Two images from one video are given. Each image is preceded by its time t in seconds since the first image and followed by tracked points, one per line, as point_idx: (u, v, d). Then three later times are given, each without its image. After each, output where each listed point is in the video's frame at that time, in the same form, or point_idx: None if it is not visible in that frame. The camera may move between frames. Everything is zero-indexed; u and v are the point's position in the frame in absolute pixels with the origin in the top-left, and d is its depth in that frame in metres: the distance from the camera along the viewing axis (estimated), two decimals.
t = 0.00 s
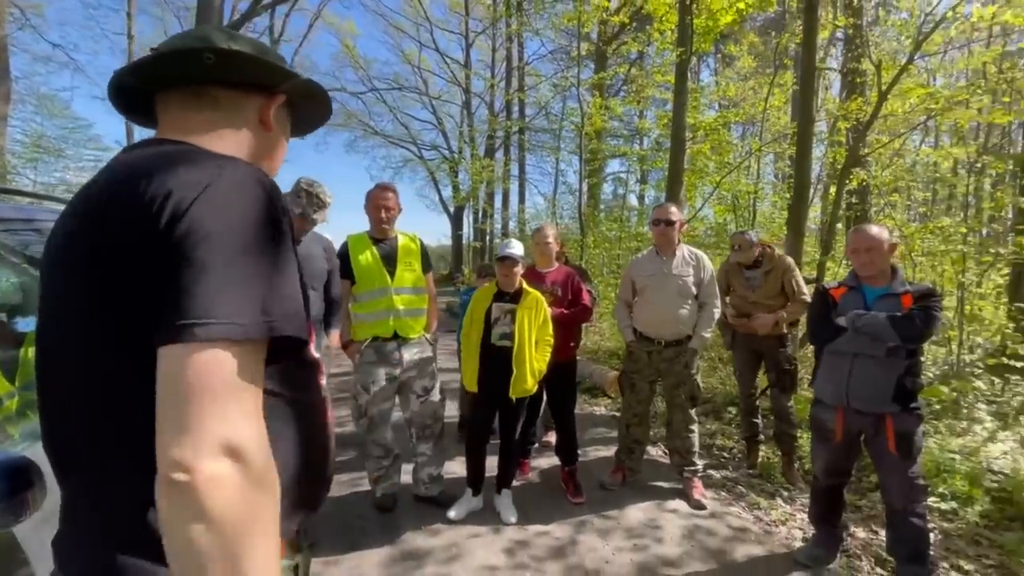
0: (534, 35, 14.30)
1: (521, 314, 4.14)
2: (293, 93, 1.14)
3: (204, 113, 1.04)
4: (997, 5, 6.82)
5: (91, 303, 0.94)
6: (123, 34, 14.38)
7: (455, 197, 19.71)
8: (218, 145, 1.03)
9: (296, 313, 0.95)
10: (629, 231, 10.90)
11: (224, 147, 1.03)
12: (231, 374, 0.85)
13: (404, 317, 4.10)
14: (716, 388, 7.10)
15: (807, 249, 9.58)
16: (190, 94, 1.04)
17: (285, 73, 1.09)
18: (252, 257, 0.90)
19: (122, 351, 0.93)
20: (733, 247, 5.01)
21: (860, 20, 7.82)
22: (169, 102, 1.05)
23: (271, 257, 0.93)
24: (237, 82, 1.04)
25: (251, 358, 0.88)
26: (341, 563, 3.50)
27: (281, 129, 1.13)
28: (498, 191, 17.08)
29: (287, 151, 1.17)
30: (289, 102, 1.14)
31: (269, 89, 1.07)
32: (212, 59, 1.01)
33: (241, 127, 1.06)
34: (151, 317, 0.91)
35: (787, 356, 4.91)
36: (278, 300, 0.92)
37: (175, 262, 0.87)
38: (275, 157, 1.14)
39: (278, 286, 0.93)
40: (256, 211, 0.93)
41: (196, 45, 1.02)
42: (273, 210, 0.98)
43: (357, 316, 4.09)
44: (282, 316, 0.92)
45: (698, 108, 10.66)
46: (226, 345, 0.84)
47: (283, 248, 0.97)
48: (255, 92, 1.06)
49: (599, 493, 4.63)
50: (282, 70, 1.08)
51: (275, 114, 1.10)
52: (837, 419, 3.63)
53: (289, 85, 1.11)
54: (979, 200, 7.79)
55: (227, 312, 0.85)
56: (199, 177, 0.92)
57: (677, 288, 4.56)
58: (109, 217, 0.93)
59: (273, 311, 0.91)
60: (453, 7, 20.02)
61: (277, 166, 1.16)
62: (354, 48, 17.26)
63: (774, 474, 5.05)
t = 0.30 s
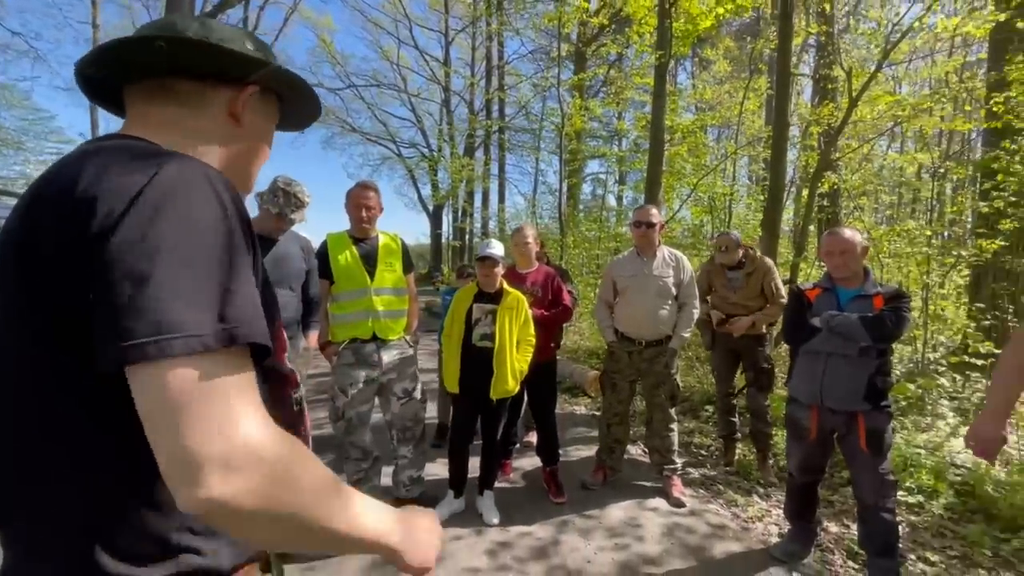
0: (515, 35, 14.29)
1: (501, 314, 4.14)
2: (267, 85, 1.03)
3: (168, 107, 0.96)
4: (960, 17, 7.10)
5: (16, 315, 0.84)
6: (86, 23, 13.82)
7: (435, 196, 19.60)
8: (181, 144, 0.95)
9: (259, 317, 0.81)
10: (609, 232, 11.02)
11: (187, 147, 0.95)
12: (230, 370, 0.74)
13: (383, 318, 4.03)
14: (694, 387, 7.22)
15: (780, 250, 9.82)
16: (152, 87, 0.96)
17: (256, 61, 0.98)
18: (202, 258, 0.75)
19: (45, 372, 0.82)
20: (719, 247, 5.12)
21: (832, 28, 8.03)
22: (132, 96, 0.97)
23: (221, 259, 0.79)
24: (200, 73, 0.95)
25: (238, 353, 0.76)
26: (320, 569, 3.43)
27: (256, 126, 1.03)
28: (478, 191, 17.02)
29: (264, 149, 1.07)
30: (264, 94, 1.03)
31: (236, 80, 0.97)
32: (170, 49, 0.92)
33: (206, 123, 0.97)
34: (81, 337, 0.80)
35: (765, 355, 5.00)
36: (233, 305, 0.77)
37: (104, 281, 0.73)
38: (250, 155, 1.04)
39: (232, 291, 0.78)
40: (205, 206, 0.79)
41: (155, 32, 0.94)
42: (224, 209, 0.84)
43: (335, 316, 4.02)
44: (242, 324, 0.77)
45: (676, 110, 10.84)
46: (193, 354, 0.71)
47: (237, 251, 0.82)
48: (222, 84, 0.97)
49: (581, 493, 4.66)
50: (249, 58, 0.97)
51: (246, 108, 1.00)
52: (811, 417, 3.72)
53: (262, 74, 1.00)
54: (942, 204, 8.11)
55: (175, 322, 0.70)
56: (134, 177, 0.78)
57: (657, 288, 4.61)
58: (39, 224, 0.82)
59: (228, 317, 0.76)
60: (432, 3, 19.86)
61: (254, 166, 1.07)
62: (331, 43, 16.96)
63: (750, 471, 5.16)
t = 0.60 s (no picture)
0: (503, 34, 14.30)
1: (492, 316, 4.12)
2: (236, 74, 0.92)
3: (131, 103, 0.89)
4: (940, 24, 7.25)
5: None
6: (63, 15, 13.45)
7: (422, 195, 19.53)
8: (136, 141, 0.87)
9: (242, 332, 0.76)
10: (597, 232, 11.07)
11: (140, 144, 0.87)
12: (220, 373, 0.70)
13: (372, 320, 3.98)
14: (681, 387, 7.29)
15: (765, 251, 9.96)
16: (109, 80, 0.89)
17: (223, 49, 0.88)
18: (177, 267, 0.70)
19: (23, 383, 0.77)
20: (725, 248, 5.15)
21: (817, 33, 8.15)
22: (96, 88, 0.91)
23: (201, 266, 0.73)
24: (154, 61, 0.87)
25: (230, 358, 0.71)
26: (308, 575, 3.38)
27: (223, 121, 0.94)
28: (465, 190, 16.98)
29: (235, 145, 0.98)
30: (231, 85, 0.93)
31: (195, 69, 0.88)
32: (119, 36, 0.85)
33: (166, 119, 0.89)
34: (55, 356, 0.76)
35: (761, 359, 5.08)
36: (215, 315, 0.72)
37: (70, 300, 0.69)
38: (217, 153, 0.95)
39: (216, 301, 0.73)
40: (177, 215, 0.74)
41: (106, 18, 0.86)
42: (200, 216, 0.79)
43: (324, 318, 3.97)
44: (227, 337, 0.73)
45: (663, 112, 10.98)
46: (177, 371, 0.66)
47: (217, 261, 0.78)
48: (180, 73, 0.88)
49: (571, 494, 4.66)
50: (205, 43, 0.86)
51: (210, 101, 0.91)
52: (798, 418, 3.77)
53: (231, 63, 0.90)
54: (920, 207, 8.30)
55: (147, 338, 0.65)
56: (103, 186, 0.74)
57: (648, 290, 4.63)
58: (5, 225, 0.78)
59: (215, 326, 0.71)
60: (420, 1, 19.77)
61: (225, 165, 0.98)
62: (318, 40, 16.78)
63: (738, 471, 5.21)
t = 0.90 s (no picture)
0: (499, 34, 14.31)
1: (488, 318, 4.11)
2: (204, 69, 0.86)
3: (97, 99, 0.85)
4: (932, 28, 7.33)
5: None
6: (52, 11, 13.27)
7: (417, 194, 19.50)
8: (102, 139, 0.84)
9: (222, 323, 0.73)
10: (592, 232, 11.07)
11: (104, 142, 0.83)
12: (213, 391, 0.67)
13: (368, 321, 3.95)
14: (676, 388, 7.32)
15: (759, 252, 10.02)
16: (71, 77, 0.86)
17: (186, 43, 0.82)
18: (142, 276, 0.65)
19: None
20: (737, 251, 5.19)
21: (810, 36, 8.20)
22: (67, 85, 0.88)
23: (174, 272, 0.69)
24: (115, 57, 0.82)
25: (223, 373, 0.68)
26: None
27: (194, 118, 0.89)
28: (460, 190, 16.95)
29: (210, 142, 0.92)
30: (200, 79, 0.87)
31: (158, 63, 0.83)
32: (76, 31, 0.80)
33: (133, 117, 0.85)
34: None
35: (767, 364, 5.13)
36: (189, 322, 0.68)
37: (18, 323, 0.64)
38: (192, 153, 0.91)
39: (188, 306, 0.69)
40: (143, 221, 0.70)
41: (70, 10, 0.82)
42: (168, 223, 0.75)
43: (321, 319, 3.97)
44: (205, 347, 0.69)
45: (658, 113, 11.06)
46: (157, 394, 0.63)
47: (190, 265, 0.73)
48: (143, 69, 0.84)
49: (567, 495, 4.66)
50: (165, 38, 0.81)
51: (177, 97, 0.86)
52: (792, 419, 3.79)
53: (199, 58, 0.85)
54: (912, 209, 8.38)
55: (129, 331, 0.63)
56: (55, 196, 0.70)
57: (644, 292, 4.64)
58: None
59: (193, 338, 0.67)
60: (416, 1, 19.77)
61: (202, 163, 0.93)
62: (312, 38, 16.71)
63: (733, 472, 5.24)
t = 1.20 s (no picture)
0: (500, 35, 14.35)
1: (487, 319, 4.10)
2: (142, 61, 0.81)
3: (62, 100, 0.85)
4: (934, 29, 7.33)
5: None
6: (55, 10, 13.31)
7: (418, 194, 19.54)
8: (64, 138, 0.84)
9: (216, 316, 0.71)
10: (593, 232, 11.09)
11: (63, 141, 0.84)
12: (212, 399, 0.60)
13: (371, 322, 3.97)
14: (677, 389, 7.35)
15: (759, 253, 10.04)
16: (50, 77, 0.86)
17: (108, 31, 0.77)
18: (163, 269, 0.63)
19: None
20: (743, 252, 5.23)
21: (812, 36, 8.19)
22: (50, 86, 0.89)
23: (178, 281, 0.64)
24: (59, 56, 0.82)
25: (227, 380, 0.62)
26: None
27: (150, 114, 0.85)
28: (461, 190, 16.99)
29: (169, 140, 0.87)
30: (144, 72, 0.82)
31: (91, 58, 0.81)
32: (20, 33, 0.82)
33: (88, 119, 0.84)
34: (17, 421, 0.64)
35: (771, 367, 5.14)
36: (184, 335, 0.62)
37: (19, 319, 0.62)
38: (155, 150, 0.87)
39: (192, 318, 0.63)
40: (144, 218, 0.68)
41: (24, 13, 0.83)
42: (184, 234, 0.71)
43: (322, 319, 3.97)
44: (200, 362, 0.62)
45: (659, 113, 11.10)
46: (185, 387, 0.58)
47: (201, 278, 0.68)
48: (85, 67, 0.82)
49: (567, 496, 4.67)
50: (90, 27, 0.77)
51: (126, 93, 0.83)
52: (792, 421, 3.79)
53: (137, 47, 0.80)
54: (913, 210, 8.40)
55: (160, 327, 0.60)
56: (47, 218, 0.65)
57: (643, 293, 4.65)
58: None
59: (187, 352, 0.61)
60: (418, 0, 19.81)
61: (167, 163, 0.89)
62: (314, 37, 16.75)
63: (734, 474, 5.24)
